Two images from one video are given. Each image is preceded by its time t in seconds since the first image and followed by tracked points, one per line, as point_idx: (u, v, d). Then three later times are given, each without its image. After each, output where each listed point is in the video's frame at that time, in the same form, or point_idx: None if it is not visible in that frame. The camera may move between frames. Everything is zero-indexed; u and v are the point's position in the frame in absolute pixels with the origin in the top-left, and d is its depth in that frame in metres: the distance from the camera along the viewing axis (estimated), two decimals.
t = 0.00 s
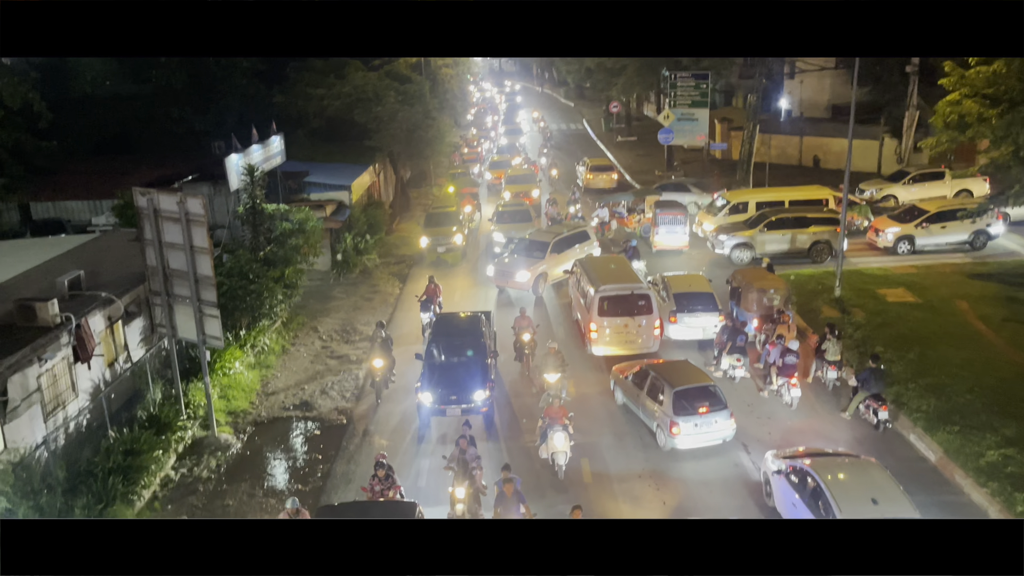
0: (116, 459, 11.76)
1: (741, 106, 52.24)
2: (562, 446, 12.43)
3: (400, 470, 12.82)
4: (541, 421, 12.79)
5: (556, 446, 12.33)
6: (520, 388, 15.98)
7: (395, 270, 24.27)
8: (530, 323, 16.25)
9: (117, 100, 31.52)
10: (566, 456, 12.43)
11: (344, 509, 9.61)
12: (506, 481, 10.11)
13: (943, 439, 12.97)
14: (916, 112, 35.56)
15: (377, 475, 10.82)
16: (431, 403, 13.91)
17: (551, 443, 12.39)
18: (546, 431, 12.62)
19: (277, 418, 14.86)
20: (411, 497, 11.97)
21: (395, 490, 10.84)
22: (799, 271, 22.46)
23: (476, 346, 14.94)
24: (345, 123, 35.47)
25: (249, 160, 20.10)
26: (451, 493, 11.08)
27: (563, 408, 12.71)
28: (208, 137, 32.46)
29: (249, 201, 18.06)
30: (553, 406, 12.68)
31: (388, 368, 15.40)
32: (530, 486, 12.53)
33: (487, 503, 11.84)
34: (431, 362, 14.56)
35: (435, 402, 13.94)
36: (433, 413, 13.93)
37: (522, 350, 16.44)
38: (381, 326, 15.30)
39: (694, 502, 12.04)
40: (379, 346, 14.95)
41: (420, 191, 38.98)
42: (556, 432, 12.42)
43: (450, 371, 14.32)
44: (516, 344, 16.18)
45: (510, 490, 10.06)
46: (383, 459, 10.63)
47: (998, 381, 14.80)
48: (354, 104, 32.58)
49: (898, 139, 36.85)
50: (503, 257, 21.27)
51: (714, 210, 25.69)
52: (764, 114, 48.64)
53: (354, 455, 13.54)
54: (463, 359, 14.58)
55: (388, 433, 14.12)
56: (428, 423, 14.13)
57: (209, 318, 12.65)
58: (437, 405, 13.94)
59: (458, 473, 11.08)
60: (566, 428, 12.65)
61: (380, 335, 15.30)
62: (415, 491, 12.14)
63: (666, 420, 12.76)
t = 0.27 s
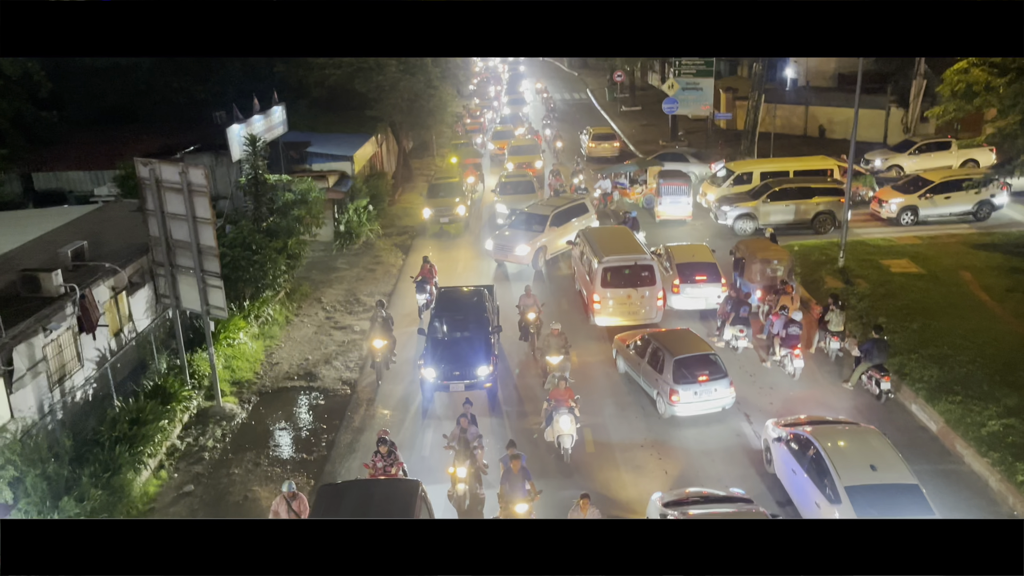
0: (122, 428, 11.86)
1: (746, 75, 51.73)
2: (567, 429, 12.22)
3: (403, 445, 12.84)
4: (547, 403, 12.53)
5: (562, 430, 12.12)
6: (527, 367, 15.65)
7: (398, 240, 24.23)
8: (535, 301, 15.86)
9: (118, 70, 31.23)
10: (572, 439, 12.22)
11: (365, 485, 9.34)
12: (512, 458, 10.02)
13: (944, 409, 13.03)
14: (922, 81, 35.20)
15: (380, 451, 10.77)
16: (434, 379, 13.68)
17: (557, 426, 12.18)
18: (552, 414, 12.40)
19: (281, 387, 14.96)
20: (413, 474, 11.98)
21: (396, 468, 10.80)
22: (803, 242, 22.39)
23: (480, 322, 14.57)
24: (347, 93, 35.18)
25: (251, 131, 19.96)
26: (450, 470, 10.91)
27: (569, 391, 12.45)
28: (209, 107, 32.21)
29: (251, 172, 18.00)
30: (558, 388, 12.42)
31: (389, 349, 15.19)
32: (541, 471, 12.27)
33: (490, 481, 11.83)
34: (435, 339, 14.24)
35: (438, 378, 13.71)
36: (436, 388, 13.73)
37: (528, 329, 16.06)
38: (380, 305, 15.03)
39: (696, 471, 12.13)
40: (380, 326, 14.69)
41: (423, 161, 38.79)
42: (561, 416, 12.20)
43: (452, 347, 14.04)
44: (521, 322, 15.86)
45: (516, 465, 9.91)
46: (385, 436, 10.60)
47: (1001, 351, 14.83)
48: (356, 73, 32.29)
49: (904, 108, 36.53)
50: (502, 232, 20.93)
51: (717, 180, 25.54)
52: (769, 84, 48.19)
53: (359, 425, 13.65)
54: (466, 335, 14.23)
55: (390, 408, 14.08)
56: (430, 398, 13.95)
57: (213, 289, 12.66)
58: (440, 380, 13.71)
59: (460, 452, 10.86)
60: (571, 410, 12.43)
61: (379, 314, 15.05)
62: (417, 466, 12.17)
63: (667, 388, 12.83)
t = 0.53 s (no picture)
0: (126, 390, 11.92)
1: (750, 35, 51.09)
2: (571, 403, 11.88)
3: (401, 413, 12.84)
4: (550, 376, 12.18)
5: (566, 405, 11.80)
6: (528, 331, 15.68)
7: (398, 204, 24.13)
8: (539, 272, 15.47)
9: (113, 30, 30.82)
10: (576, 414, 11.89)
11: (374, 456, 9.10)
12: (516, 427, 9.97)
13: (944, 371, 13.08)
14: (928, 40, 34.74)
15: (379, 421, 10.70)
16: (435, 345, 13.41)
17: (562, 401, 11.84)
18: (556, 388, 12.03)
19: (284, 350, 15.02)
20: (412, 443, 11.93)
21: (395, 439, 10.73)
22: (805, 204, 22.29)
23: (481, 292, 14.46)
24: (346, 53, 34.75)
25: (248, 93, 19.72)
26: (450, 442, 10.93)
27: (574, 364, 12.03)
28: (207, 68, 31.83)
29: (250, 134, 17.90)
30: (563, 360, 11.96)
31: (388, 322, 14.86)
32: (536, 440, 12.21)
33: (492, 450, 11.81)
34: (436, 306, 14.11)
35: (440, 344, 13.44)
36: (438, 355, 13.47)
37: (532, 302, 15.66)
38: (377, 279, 14.68)
39: (696, 433, 12.20)
40: (379, 299, 14.32)
41: (423, 123, 38.47)
42: (566, 390, 11.82)
43: (455, 315, 13.84)
44: (525, 294, 15.46)
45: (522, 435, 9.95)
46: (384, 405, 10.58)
47: (1002, 313, 14.84)
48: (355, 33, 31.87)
49: (909, 68, 36.10)
50: (499, 197, 20.54)
51: (720, 142, 25.34)
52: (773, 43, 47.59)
53: (361, 388, 13.74)
54: (467, 302, 14.12)
55: (390, 376, 14.04)
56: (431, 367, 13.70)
57: (214, 252, 12.65)
58: (441, 348, 13.48)
59: (460, 424, 10.81)
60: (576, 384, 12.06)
61: (377, 287, 14.71)
62: (415, 438, 12.11)
63: (666, 348, 12.87)
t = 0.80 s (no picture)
0: (126, 357, 11.96)
1: None
2: (573, 381, 11.62)
3: (402, 382, 12.89)
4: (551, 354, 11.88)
5: (568, 383, 11.53)
6: (526, 298, 15.70)
7: (397, 170, 24.00)
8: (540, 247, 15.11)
9: None
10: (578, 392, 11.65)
11: (370, 429, 9.05)
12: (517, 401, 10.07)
13: (942, 336, 13.12)
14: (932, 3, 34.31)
15: (378, 394, 10.66)
16: (435, 317, 13.34)
17: (563, 379, 11.58)
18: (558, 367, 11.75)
19: (284, 317, 15.04)
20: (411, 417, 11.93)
21: (394, 411, 10.72)
22: (805, 170, 22.18)
23: (481, 260, 14.28)
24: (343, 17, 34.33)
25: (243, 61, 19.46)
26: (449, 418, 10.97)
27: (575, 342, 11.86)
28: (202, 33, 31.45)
29: (247, 100, 17.80)
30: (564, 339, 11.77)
31: (382, 300, 14.48)
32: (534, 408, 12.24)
33: (491, 424, 11.81)
34: (435, 277, 13.94)
35: (439, 316, 13.37)
36: (438, 327, 13.38)
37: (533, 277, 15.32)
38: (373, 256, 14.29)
39: (694, 399, 12.28)
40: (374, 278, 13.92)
41: (421, 89, 38.13)
42: (567, 368, 11.58)
43: (454, 287, 13.74)
44: (526, 270, 15.07)
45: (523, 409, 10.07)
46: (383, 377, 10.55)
47: (1001, 278, 14.84)
48: None
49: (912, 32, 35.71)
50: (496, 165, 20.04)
51: (720, 107, 25.13)
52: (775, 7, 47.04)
53: (362, 354, 13.81)
54: (466, 273, 13.93)
55: (390, 344, 14.06)
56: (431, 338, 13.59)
57: (212, 219, 12.61)
58: (441, 320, 13.37)
59: (458, 400, 10.81)
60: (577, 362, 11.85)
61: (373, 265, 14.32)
62: (416, 412, 12.06)
63: (664, 314, 12.89)
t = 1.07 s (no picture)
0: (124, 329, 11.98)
1: None
2: (573, 364, 11.33)
3: (399, 356, 12.89)
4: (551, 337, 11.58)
5: (568, 366, 11.24)
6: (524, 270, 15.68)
7: (393, 141, 23.86)
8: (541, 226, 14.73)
9: None
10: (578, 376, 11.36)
11: (366, 409, 9.04)
12: (517, 379, 9.92)
13: (939, 306, 13.15)
14: None
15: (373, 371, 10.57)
16: (433, 292, 13.14)
17: (563, 362, 11.28)
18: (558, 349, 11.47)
19: (282, 288, 15.04)
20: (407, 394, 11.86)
21: (390, 388, 10.62)
22: (804, 140, 22.07)
23: (480, 235, 14.20)
24: None
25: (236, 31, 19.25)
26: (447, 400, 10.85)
27: (576, 324, 11.56)
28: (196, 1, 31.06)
29: (241, 69, 17.78)
30: (564, 321, 11.49)
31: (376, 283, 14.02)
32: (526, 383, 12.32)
33: (490, 401, 11.78)
34: (432, 251, 13.79)
35: (436, 291, 13.18)
36: (435, 303, 13.21)
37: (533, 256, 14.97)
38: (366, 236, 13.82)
39: (691, 368, 12.33)
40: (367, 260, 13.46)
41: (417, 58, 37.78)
42: (568, 351, 11.28)
43: (452, 262, 13.56)
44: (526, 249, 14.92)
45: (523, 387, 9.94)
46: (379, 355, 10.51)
47: (999, 248, 14.83)
48: None
49: None
50: (490, 139, 19.59)
51: (718, 76, 24.92)
52: None
53: (361, 326, 13.82)
54: (464, 248, 13.87)
55: (389, 316, 14.08)
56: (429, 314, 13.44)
57: (208, 190, 12.56)
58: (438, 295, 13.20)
59: (456, 381, 10.65)
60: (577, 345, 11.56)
61: (365, 246, 13.82)
62: (413, 388, 12.03)
63: (661, 284, 12.89)
